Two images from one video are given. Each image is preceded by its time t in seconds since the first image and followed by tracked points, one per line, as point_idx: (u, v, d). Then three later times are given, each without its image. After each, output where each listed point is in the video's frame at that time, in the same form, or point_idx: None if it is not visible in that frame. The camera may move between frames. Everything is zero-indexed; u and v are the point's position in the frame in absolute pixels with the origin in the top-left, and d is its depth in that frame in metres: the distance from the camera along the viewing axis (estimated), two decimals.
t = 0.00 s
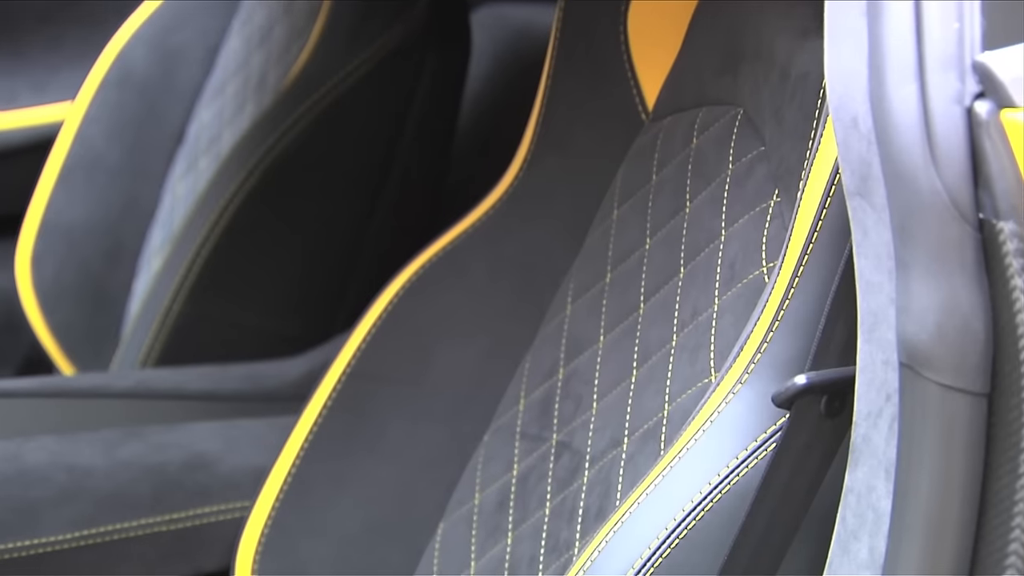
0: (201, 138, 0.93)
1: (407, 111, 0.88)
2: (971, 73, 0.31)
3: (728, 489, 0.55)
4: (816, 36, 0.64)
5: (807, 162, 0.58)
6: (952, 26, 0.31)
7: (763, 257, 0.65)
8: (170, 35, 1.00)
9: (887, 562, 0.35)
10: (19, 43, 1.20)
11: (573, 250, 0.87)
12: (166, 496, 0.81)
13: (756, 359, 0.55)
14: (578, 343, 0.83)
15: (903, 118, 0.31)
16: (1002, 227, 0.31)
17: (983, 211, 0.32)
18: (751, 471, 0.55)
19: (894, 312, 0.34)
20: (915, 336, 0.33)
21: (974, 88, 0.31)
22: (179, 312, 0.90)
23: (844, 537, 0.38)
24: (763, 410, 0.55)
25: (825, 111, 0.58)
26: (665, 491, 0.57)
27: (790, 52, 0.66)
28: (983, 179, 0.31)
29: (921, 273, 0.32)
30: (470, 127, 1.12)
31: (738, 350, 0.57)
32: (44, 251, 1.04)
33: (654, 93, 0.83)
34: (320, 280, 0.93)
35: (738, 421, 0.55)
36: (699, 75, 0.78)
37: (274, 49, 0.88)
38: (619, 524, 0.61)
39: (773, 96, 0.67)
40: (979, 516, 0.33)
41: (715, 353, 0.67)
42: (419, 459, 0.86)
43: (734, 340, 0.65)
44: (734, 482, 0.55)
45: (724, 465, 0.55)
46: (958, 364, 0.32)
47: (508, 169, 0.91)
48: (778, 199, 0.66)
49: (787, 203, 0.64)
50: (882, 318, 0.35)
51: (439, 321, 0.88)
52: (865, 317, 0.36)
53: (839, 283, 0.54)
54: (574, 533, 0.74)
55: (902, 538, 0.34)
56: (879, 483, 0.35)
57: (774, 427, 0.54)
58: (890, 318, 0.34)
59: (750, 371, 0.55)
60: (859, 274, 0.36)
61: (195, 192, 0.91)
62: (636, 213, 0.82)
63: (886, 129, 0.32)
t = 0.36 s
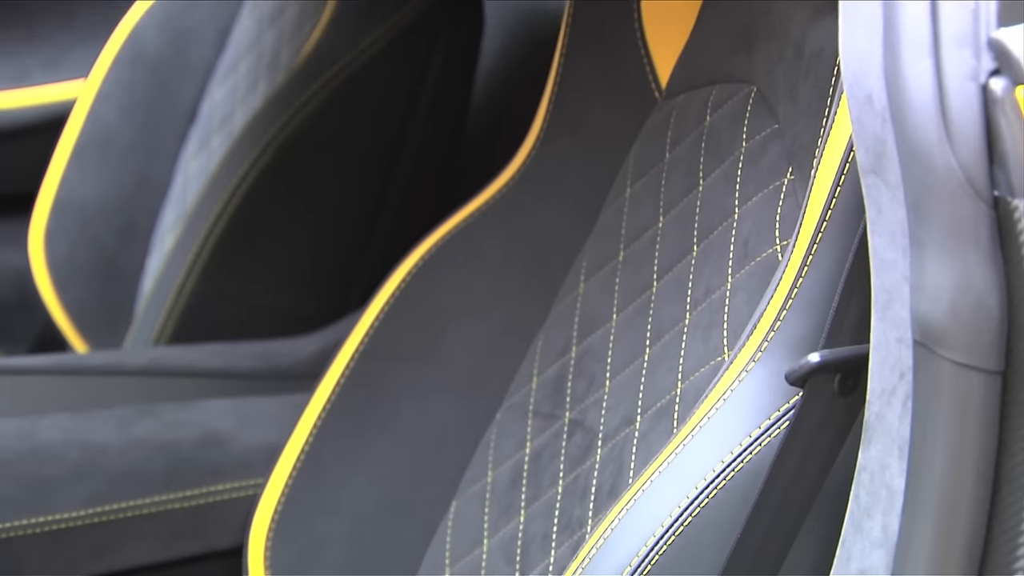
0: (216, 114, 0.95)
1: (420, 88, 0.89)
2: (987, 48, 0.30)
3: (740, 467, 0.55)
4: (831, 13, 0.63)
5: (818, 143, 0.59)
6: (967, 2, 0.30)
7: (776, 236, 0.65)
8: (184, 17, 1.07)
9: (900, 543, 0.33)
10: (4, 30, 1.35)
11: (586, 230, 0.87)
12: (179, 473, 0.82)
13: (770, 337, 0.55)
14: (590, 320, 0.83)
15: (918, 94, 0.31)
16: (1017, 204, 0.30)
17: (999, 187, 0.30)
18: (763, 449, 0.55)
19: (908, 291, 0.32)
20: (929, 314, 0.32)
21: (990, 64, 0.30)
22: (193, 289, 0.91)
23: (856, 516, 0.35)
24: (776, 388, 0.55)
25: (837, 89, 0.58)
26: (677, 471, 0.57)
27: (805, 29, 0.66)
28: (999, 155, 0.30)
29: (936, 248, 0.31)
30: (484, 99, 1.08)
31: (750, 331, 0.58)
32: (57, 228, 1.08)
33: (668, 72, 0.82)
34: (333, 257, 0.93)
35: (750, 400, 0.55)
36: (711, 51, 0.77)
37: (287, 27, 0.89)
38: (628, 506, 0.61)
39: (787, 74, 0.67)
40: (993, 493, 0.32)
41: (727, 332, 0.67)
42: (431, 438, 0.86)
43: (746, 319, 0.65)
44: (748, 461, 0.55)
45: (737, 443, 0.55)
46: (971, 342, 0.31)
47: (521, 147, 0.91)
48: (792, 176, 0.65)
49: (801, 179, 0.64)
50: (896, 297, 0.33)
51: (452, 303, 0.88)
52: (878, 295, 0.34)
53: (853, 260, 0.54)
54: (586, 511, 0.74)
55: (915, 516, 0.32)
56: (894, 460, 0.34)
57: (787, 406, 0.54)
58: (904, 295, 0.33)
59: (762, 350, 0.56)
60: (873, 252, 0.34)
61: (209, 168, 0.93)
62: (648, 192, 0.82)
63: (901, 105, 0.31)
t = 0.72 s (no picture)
0: (230, 91, 0.97)
1: (433, 67, 0.88)
2: (1006, 24, 0.33)
3: (756, 443, 0.55)
4: None
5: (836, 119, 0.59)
6: None
7: (792, 212, 0.65)
8: None
9: (915, 516, 0.36)
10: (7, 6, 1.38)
11: (602, 207, 0.87)
12: (195, 447, 0.83)
13: (787, 312, 0.56)
14: (605, 296, 0.83)
15: (936, 68, 0.34)
16: None
17: (1015, 162, 0.33)
18: (779, 425, 0.55)
19: (925, 266, 0.35)
20: (946, 289, 0.34)
21: (1008, 39, 0.32)
22: (207, 266, 0.93)
23: (873, 493, 0.39)
24: (792, 364, 0.55)
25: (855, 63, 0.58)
26: (693, 447, 0.58)
27: (821, 5, 0.65)
28: (1018, 131, 0.32)
29: (953, 227, 0.34)
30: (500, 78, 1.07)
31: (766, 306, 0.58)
32: (73, 204, 1.16)
33: (684, 47, 0.81)
34: (346, 235, 0.94)
35: (767, 375, 0.56)
36: (727, 27, 0.76)
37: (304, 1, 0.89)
38: (645, 480, 0.61)
39: (803, 50, 0.66)
40: (1008, 470, 0.35)
41: (744, 307, 0.67)
42: (446, 413, 0.86)
43: (763, 295, 0.65)
44: (764, 436, 0.55)
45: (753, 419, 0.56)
46: (988, 318, 0.34)
47: (535, 125, 0.91)
48: (808, 152, 0.65)
49: (818, 155, 0.63)
50: (913, 271, 0.36)
51: (469, 281, 0.88)
52: (896, 273, 0.37)
53: (871, 235, 0.54)
54: (601, 487, 0.74)
55: (931, 491, 0.35)
56: (910, 437, 0.37)
57: (803, 381, 0.55)
58: (921, 271, 0.36)
59: (779, 325, 0.56)
60: (891, 230, 0.37)
61: (223, 146, 0.95)
62: (664, 167, 0.81)
63: (919, 78, 0.35)
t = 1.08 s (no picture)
0: (246, 63, 0.98)
1: (450, 43, 0.89)
2: None
3: (772, 418, 0.55)
4: None
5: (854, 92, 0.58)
6: None
7: (810, 185, 0.64)
8: None
9: (931, 491, 0.35)
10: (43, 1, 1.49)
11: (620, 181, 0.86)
12: (212, 421, 0.83)
13: (804, 286, 0.55)
14: (622, 271, 0.82)
15: (954, 38, 0.32)
16: None
17: None
18: (796, 399, 0.55)
19: (943, 241, 0.34)
20: (964, 263, 0.33)
21: None
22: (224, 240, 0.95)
23: (890, 466, 0.37)
24: (809, 337, 0.54)
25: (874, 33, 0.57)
26: (709, 421, 0.58)
27: None
28: None
29: (970, 197, 0.33)
30: (516, 46, 1.05)
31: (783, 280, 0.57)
32: (89, 178, 1.21)
33: (701, 21, 0.80)
34: (361, 209, 0.95)
35: (783, 349, 0.55)
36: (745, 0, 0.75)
37: None
38: (660, 455, 0.61)
39: (822, 23, 0.66)
40: None
41: (761, 281, 0.66)
42: (463, 387, 0.86)
43: (780, 268, 0.65)
44: (781, 410, 0.55)
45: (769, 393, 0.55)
46: (1006, 290, 0.33)
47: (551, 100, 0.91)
48: (826, 125, 0.64)
49: (835, 128, 0.63)
50: (931, 245, 0.35)
51: (485, 254, 0.88)
52: (914, 245, 0.36)
53: (888, 209, 0.53)
54: (617, 460, 0.74)
55: (949, 467, 0.34)
56: (927, 411, 0.35)
57: (821, 355, 0.54)
58: (939, 246, 0.34)
59: (796, 299, 0.55)
60: (908, 202, 0.36)
61: (240, 119, 0.96)
62: (681, 141, 0.81)
63: (936, 48, 0.33)
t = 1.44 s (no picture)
0: (262, 36, 1.05)
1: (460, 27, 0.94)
2: None
3: (790, 387, 0.55)
4: None
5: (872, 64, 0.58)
6: None
7: (828, 154, 0.63)
8: None
9: (949, 463, 0.36)
10: None
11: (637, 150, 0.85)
12: (230, 390, 0.84)
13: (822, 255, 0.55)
14: (639, 241, 0.81)
15: (976, 8, 0.34)
16: None
17: None
18: (813, 368, 0.54)
19: (962, 210, 0.35)
20: (983, 232, 0.35)
21: None
22: (240, 209, 1.01)
23: (907, 436, 0.38)
24: (827, 307, 0.54)
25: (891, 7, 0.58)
26: (726, 391, 0.57)
27: None
28: None
29: (988, 167, 0.34)
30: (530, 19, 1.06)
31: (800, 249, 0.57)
32: (106, 147, 1.29)
33: None
34: (373, 182, 1.00)
35: (801, 319, 0.55)
36: None
37: None
38: (676, 426, 0.60)
39: None
40: None
41: (778, 251, 0.65)
42: (480, 356, 0.87)
43: (797, 238, 0.64)
44: (798, 380, 0.55)
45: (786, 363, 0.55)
46: None
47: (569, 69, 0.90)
48: (844, 95, 0.64)
49: (854, 98, 0.62)
50: (950, 215, 0.36)
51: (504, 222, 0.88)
52: (932, 214, 0.37)
53: (907, 178, 0.53)
54: (635, 430, 0.74)
55: (968, 439, 0.36)
56: (945, 379, 0.36)
57: (837, 325, 0.54)
58: (959, 216, 0.35)
59: (814, 269, 0.55)
60: (927, 170, 0.37)
61: (253, 90, 1.03)
62: (698, 110, 0.80)
63: (959, 18, 0.35)
